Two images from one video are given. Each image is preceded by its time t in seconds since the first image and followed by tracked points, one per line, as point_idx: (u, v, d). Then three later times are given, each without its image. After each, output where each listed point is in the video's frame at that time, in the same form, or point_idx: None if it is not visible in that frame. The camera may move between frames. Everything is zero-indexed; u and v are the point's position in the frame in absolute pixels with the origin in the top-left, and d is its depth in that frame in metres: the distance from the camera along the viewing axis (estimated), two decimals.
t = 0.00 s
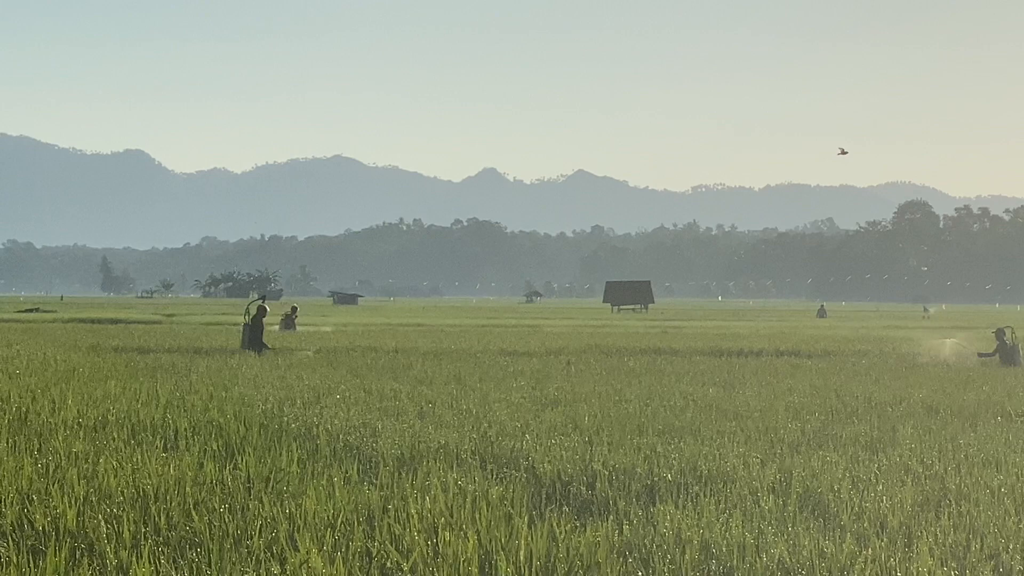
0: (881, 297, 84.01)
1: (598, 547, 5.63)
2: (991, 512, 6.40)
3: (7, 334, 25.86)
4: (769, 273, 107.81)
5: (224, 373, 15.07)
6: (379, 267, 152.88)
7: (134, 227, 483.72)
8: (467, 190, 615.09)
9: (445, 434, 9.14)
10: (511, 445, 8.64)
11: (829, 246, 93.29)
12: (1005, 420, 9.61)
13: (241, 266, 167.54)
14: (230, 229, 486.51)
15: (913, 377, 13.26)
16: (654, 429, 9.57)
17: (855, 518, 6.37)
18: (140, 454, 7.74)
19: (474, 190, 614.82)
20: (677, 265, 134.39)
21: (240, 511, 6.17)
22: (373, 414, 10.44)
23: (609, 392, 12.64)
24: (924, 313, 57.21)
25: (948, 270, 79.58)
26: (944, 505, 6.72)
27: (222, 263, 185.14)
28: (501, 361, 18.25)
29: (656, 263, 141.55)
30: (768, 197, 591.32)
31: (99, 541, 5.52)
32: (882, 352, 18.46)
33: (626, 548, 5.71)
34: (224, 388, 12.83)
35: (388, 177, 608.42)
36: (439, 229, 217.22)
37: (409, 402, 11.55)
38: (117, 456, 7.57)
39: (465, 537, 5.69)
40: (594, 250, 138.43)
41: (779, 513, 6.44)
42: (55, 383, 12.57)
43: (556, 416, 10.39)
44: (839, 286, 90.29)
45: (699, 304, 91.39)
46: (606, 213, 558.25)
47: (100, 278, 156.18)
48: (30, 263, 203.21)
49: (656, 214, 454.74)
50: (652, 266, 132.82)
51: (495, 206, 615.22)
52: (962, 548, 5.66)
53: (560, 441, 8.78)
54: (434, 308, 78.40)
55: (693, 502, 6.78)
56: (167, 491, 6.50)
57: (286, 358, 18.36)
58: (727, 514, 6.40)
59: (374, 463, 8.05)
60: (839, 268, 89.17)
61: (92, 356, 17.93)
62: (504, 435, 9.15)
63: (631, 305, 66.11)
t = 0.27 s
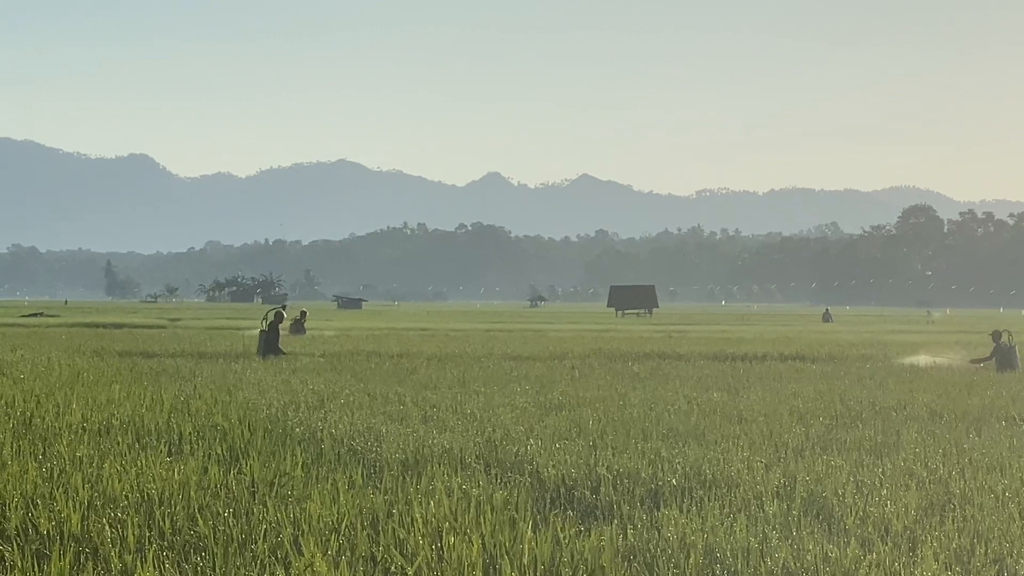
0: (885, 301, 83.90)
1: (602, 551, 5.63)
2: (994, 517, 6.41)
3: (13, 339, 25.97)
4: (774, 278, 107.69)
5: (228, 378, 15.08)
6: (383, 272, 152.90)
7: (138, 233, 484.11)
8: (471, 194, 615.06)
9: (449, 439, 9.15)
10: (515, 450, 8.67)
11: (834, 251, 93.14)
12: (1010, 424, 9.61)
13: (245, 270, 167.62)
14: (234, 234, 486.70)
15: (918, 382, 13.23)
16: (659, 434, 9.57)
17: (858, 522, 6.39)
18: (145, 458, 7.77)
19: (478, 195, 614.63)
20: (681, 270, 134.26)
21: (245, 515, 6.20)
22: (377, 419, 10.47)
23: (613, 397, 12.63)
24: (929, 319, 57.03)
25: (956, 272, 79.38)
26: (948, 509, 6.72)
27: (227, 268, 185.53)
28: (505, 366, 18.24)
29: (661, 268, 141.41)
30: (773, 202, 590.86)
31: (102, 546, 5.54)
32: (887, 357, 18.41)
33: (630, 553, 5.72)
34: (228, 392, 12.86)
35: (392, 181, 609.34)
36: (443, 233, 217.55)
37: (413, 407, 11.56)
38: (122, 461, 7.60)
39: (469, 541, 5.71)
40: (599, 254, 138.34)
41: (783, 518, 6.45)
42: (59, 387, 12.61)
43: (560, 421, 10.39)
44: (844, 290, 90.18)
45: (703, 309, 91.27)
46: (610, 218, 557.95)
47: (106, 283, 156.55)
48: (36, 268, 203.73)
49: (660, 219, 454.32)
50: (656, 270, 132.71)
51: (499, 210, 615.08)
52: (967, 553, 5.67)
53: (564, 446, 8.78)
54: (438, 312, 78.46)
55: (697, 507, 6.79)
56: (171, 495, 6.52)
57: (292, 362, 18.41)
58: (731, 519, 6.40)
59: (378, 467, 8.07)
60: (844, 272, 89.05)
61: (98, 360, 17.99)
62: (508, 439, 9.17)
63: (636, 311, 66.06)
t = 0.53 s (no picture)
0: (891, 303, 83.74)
1: (608, 554, 5.64)
2: (1000, 521, 6.41)
3: (19, 342, 26.10)
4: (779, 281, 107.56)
5: (234, 381, 15.13)
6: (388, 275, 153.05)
7: (144, 236, 484.99)
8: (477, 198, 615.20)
9: (455, 442, 9.17)
10: (521, 453, 8.67)
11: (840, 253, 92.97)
12: (1017, 427, 9.60)
13: (251, 273, 167.81)
14: (240, 237, 487.39)
15: (924, 385, 13.22)
16: (665, 437, 9.58)
17: (866, 525, 6.39)
18: (151, 461, 7.79)
19: (484, 198, 614.67)
20: (687, 273, 134.18)
21: (251, 518, 6.22)
22: (383, 422, 10.49)
23: (618, 400, 12.64)
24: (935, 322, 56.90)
25: (963, 275, 78.88)
26: (954, 511, 6.72)
27: (233, 271, 185.99)
28: (510, 369, 18.28)
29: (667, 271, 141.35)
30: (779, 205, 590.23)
31: (109, 550, 5.56)
32: (892, 360, 18.41)
33: (635, 556, 5.72)
34: (234, 396, 12.91)
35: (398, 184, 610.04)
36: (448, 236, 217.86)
37: (419, 411, 11.58)
38: (128, 464, 7.63)
39: (474, 546, 5.73)
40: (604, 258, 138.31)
41: (789, 521, 6.45)
42: (66, 391, 12.66)
43: (567, 423, 10.39)
44: (849, 292, 90.02)
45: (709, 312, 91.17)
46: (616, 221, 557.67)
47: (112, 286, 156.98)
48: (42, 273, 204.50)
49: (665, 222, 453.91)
50: (662, 273, 132.63)
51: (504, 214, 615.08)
52: (972, 556, 5.67)
53: (569, 449, 8.81)
54: (443, 315, 78.59)
55: (703, 510, 6.80)
56: (176, 499, 6.54)
57: (296, 365, 18.42)
58: (736, 522, 6.40)
59: (383, 470, 8.08)
60: (850, 274, 88.89)
61: (103, 363, 18.05)
62: (514, 443, 9.17)
63: (641, 313, 66.07)
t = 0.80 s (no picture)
0: (896, 305, 83.56)
1: (614, 555, 5.66)
2: (1008, 522, 6.40)
3: (26, 343, 26.20)
4: (786, 282, 107.49)
5: (240, 382, 15.18)
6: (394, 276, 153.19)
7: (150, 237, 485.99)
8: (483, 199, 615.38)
9: (461, 443, 9.20)
10: (528, 454, 8.70)
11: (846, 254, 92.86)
12: None
13: (257, 274, 168.10)
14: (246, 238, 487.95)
15: (930, 386, 13.21)
16: (671, 438, 9.59)
17: (872, 526, 6.40)
18: (158, 463, 7.82)
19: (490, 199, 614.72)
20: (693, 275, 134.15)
21: (257, 519, 6.24)
22: (390, 423, 10.52)
23: (624, 401, 12.66)
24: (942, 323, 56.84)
25: (968, 276, 78.68)
26: (960, 514, 6.72)
27: (239, 272, 186.49)
28: (515, 370, 18.32)
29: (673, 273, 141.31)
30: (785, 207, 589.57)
31: (115, 551, 5.59)
32: (898, 361, 18.41)
33: (641, 557, 5.76)
34: (240, 396, 12.96)
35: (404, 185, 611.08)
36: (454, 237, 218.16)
37: (426, 412, 11.62)
38: (135, 465, 7.66)
39: (481, 546, 5.76)
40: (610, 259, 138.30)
41: (796, 523, 6.46)
42: (71, 392, 12.71)
43: (573, 425, 10.42)
44: (855, 294, 89.86)
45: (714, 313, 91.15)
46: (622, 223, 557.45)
47: (119, 287, 157.41)
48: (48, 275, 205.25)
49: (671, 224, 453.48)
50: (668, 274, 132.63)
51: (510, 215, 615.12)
52: (979, 557, 5.67)
53: (575, 450, 8.83)
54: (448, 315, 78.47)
55: (708, 512, 6.81)
56: (183, 500, 6.57)
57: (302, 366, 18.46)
58: (742, 525, 6.41)
59: (390, 472, 8.12)
60: (855, 276, 88.72)
61: (110, 365, 18.09)
62: (521, 444, 9.20)
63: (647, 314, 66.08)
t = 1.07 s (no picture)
0: (903, 303, 83.44)
1: (622, 554, 5.68)
2: (1015, 521, 6.42)
3: (33, 342, 26.30)
4: (793, 281, 107.35)
5: (247, 382, 15.21)
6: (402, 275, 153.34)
7: (158, 238, 487.13)
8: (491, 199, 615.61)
9: (469, 443, 9.22)
10: (535, 453, 8.73)
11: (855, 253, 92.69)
12: None
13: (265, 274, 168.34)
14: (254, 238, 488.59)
15: (936, 386, 13.20)
16: (678, 438, 9.63)
17: (880, 526, 6.41)
18: (166, 462, 7.86)
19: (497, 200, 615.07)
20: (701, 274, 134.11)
21: (263, 519, 6.28)
22: (397, 422, 10.57)
23: (632, 400, 12.68)
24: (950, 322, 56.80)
25: (976, 274, 78.74)
26: (968, 513, 6.72)
27: (246, 272, 186.62)
28: (521, 369, 18.36)
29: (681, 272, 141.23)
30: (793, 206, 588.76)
31: (124, 550, 5.64)
32: (906, 360, 18.39)
33: (650, 556, 5.79)
34: (248, 396, 13.01)
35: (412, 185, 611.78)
36: (461, 237, 218.38)
37: (434, 411, 11.65)
38: (142, 465, 7.70)
39: (489, 546, 5.78)
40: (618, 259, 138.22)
41: (803, 522, 6.48)
42: (78, 391, 12.76)
43: (580, 424, 10.46)
44: (863, 292, 89.69)
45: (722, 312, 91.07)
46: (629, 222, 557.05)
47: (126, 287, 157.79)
48: (57, 276, 205.78)
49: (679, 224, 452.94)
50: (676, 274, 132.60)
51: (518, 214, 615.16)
52: (987, 557, 5.67)
53: (584, 450, 8.86)
54: (454, 314, 78.33)
55: (716, 510, 6.83)
56: (190, 499, 6.61)
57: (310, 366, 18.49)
58: (750, 523, 6.42)
59: (398, 471, 8.15)
60: (863, 275, 88.61)
61: (118, 365, 18.15)
62: (528, 444, 9.23)
63: (654, 314, 66.05)
